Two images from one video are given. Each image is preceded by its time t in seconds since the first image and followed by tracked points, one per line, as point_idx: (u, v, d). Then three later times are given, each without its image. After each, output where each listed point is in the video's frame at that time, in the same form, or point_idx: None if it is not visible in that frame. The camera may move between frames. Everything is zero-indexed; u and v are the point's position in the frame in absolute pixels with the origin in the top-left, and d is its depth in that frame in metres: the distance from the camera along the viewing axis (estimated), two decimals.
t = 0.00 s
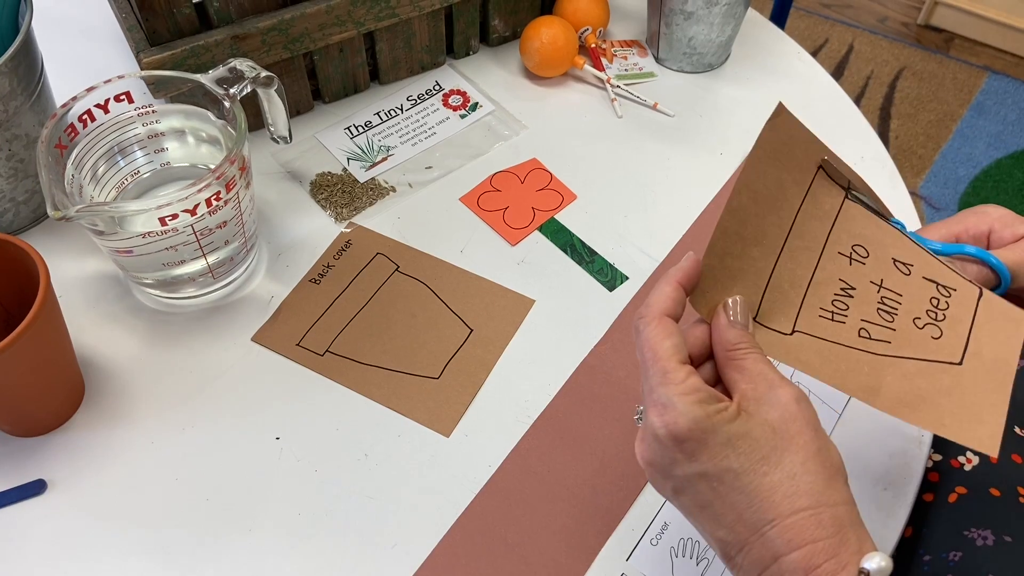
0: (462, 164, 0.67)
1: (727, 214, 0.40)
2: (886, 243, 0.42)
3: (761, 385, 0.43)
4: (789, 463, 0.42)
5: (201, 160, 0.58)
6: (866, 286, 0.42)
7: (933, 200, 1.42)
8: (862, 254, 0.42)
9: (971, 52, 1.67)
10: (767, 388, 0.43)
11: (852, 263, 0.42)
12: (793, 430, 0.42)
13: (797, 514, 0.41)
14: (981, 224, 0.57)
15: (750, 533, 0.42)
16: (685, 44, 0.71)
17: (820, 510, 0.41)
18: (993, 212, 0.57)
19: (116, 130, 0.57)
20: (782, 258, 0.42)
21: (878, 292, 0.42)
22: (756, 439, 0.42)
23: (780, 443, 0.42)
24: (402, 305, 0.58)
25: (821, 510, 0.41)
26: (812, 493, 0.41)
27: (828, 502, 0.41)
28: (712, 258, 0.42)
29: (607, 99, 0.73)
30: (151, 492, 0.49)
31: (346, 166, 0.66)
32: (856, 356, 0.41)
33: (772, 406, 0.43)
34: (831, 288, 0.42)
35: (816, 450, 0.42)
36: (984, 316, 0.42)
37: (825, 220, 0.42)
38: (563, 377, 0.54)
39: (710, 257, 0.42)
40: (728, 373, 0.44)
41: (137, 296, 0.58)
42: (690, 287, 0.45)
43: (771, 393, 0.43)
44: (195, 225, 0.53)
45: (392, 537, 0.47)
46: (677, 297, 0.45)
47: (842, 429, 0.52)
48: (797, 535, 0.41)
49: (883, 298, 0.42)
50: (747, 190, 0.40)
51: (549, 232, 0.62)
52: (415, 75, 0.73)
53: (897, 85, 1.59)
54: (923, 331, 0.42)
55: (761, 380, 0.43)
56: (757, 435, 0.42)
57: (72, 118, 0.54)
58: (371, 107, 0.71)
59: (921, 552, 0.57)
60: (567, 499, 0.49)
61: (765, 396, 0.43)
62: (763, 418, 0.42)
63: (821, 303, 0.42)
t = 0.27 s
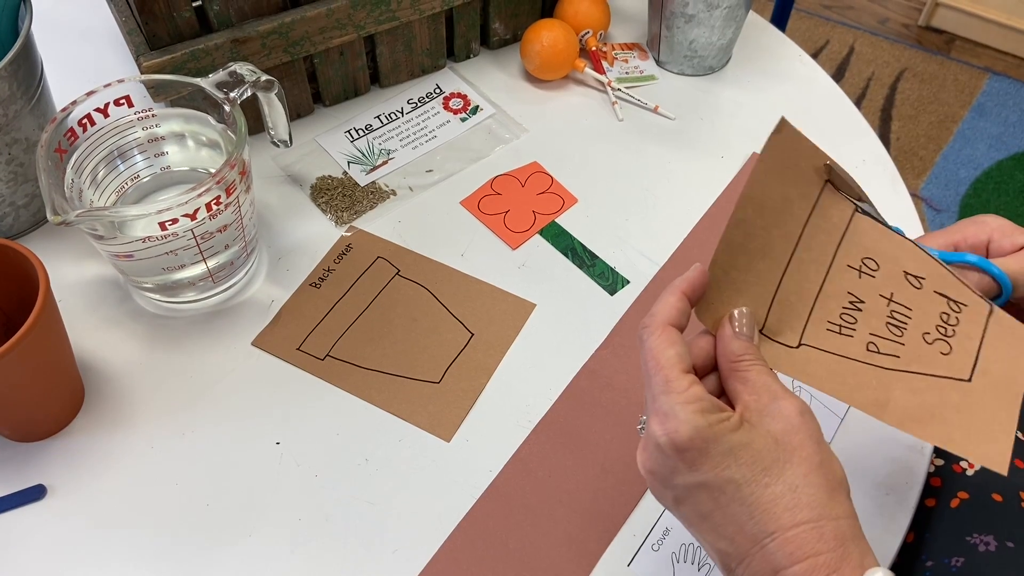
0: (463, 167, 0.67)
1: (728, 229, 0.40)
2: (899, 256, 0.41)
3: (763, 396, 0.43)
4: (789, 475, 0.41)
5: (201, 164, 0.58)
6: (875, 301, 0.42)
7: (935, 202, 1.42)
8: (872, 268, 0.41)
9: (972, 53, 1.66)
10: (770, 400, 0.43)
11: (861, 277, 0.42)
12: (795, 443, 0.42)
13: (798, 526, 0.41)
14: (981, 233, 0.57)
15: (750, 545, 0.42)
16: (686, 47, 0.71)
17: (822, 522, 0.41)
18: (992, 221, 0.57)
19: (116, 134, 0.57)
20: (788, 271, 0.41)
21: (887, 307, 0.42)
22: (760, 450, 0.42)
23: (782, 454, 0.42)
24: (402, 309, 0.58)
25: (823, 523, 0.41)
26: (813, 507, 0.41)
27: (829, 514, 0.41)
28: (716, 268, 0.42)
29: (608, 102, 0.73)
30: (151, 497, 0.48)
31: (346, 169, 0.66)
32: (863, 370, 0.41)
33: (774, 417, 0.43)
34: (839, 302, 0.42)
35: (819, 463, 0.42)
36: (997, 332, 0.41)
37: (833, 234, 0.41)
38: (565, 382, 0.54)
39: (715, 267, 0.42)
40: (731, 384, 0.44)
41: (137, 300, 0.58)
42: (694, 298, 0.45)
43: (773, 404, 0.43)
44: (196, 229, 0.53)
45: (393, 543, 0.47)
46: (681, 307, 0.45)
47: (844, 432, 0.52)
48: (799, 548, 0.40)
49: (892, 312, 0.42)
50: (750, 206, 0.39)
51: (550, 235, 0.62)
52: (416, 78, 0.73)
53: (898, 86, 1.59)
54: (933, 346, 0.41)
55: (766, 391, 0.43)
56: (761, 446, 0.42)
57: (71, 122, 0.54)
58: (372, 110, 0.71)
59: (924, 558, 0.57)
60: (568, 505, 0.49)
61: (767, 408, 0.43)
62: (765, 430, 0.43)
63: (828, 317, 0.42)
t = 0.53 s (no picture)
0: (463, 168, 0.67)
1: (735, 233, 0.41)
2: (910, 263, 0.41)
3: (766, 400, 0.43)
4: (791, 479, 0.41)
5: (201, 164, 0.58)
6: (883, 308, 0.41)
7: (935, 202, 1.42)
8: (882, 274, 0.41)
9: (973, 53, 1.66)
10: (774, 405, 0.43)
11: (870, 283, 0.42)
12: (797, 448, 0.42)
13: (797, 531, 0.40)
14: (984, 233, 0.56)
15: (752, 548, 0.41)
16: (687, 47, 0.71)
17: (821, 526, 0.40)
18: (997, 221, 0.56)
19: (115, 134, 0.56)
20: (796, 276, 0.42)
21: (896, 315, 0.41)
22: (762, 454, 0.41)
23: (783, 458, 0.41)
24: (402, 310, 0.58)
25: (823, 527, 0.40)
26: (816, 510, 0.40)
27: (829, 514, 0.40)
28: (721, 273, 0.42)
29: (609, 102, 0.72)
30: (151, 498, 0.48)
31: (346, 170, 0.66)
32: (865, 376, 0.41)
33: (778, 422, 0.42)
34: (848, 308, 0.42)
35: (824, 467, 0.42)
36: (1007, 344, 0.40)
37: (844, 238, 0.41)
38: (565, 382, 0.54)
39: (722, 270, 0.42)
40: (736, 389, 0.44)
41: (136, 301, 0.57)
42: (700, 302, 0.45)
43: (777, 409, 0.43)
44: (195, 230, 0.53)
45: (394, 545, 0.47)
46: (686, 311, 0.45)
47: (845, 433, 0.52)
48: (801, 552, 0.40)
49: (901, 320, 0.41)
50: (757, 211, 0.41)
51: (551, 236, 0.62)
52: (416, 78, 0.73)
53: (899, 86, 1.59)
54: (942, 356, 0.40)
55: (768, 397, 0.43)
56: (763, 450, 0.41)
57: (70, 122, 0.54)
58: (372, 111, 0.70)
59: (926, 559, 0.56)
60: (569, 506, 0.49)
61: (770, 413, 0.43)
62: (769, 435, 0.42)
63: (836, 324, 0.42)
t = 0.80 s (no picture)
0: (461, 166, 0.67)
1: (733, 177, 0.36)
2: (898, 231, 0.41)
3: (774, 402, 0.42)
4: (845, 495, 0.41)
5: (200, 161, 0.58)
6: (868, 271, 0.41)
7: (935, 201, 1.42)
8: (871, 238, 0.41)
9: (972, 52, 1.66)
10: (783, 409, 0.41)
11: (858, 245, 0.40)
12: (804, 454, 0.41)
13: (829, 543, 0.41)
14: (980, 215, 0.58)
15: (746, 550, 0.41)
16: (686, 45, 0.71)
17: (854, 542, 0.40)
18: (994, 206, 0.58)
19: (114, 131, 0.56)
20: (784, 235, 0.38)
21: (878, 279, 0.41)
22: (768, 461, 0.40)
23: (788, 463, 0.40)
24: (401, 308, 0.57)
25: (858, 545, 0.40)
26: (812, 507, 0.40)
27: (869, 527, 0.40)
28: (715, 221, 0.36)
29: (608, 100, 0.72)
30: (150, 496, 0.48)
31: (345, 167, 0.66)
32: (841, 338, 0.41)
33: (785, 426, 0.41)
34: (833, 265, 0.40)
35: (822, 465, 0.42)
36: (978, 318, 0.43)
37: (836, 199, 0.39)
38: (564, 380, 0.54)
39: (718, 212, 0.36)
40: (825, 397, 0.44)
41: (135, 299, 0.57)
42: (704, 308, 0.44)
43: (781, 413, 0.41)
44: (193, 227, 0.53)
45: (393, 542, 0.47)
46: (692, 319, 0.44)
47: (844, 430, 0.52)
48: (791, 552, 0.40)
49: (880, 284, 0.41)
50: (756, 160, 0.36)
51: (550, 234, 0.62)
52: (415, 76, 0.73)
53: (898, 85, 1.59)
54: (912, 322, 0.43)
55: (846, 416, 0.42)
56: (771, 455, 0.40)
57: (69, 120, 0.54)
58: (370, 108, 0.70)
59: (925, 557, 0.56)
60: (567, 503, 0.49)
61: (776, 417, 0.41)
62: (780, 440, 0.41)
63: (818, 281, 0.40)
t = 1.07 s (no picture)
0: (461, 165, 0.67)
1: (734, 123, 0.41)
2: (868, 224, 0.43)
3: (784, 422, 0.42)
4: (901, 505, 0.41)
5: (201, 160, 0.58)
6: (822, 248, 0.43)
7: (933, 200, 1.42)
8: (841, 221, 0.43)
9: (971, 52, 1.67)
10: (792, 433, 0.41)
11: (826, 224, 0.43)
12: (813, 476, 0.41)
13: (903, 557, 0.40)
14: (986, 205, 0.57)
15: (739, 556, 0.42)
16: (685, 44, 0.71)
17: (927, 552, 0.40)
18: (1002, 197, 0.57)
19: (115, 130, 0.57)
20: (757, 196, 0.42)
21: (830, 259, 0.43)
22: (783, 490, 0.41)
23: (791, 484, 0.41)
24: (401, 306, 0.58)
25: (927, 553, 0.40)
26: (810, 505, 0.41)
27: (941, 526, 0.40)
28: (698, 163, 0.41)
29: (607, 99, 0.73)
30: (151, 493, 0.48)
31: (345, 166, 0.66)
32: (776, 303, 0.42)
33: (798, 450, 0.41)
34: (791, 235, 0.43)
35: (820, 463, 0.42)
36: (917, 329, 0.44)
37: (825, 179, 0.43)
38: (564, 378, 0.54)
39: (705, 152, 0.40)
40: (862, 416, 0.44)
41: (136, 297, 0.58)
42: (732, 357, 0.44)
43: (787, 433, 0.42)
44: (195, 225, 0.53)
45: (393, 539, 0.47)
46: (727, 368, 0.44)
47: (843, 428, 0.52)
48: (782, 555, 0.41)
49: (830, 264, 0.43)
50: (766, 119, 0.41)
51: (549, 232, 0.62)
52: (415, 76, 0.73)
53: (897, 85, 1.59)
54: (845, 309, 0.43)
55: (880, 429, 0.43)
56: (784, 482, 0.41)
57: (70, 118, 0.54)
58: (371, 108, 0.71)
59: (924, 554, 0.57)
60: (567, 501, 0.49)
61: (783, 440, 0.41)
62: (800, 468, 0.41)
63: (772, 245, 0.42)
